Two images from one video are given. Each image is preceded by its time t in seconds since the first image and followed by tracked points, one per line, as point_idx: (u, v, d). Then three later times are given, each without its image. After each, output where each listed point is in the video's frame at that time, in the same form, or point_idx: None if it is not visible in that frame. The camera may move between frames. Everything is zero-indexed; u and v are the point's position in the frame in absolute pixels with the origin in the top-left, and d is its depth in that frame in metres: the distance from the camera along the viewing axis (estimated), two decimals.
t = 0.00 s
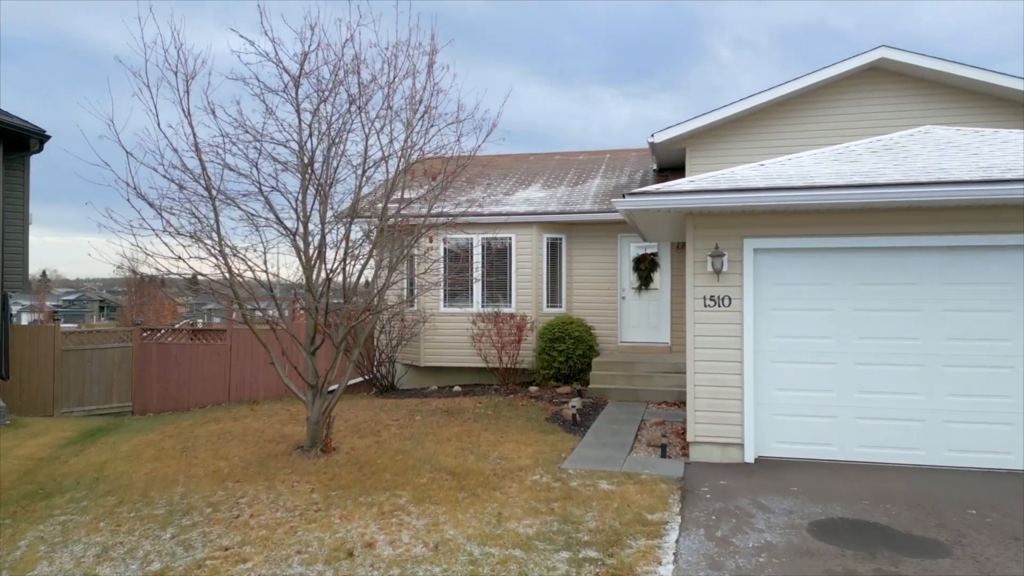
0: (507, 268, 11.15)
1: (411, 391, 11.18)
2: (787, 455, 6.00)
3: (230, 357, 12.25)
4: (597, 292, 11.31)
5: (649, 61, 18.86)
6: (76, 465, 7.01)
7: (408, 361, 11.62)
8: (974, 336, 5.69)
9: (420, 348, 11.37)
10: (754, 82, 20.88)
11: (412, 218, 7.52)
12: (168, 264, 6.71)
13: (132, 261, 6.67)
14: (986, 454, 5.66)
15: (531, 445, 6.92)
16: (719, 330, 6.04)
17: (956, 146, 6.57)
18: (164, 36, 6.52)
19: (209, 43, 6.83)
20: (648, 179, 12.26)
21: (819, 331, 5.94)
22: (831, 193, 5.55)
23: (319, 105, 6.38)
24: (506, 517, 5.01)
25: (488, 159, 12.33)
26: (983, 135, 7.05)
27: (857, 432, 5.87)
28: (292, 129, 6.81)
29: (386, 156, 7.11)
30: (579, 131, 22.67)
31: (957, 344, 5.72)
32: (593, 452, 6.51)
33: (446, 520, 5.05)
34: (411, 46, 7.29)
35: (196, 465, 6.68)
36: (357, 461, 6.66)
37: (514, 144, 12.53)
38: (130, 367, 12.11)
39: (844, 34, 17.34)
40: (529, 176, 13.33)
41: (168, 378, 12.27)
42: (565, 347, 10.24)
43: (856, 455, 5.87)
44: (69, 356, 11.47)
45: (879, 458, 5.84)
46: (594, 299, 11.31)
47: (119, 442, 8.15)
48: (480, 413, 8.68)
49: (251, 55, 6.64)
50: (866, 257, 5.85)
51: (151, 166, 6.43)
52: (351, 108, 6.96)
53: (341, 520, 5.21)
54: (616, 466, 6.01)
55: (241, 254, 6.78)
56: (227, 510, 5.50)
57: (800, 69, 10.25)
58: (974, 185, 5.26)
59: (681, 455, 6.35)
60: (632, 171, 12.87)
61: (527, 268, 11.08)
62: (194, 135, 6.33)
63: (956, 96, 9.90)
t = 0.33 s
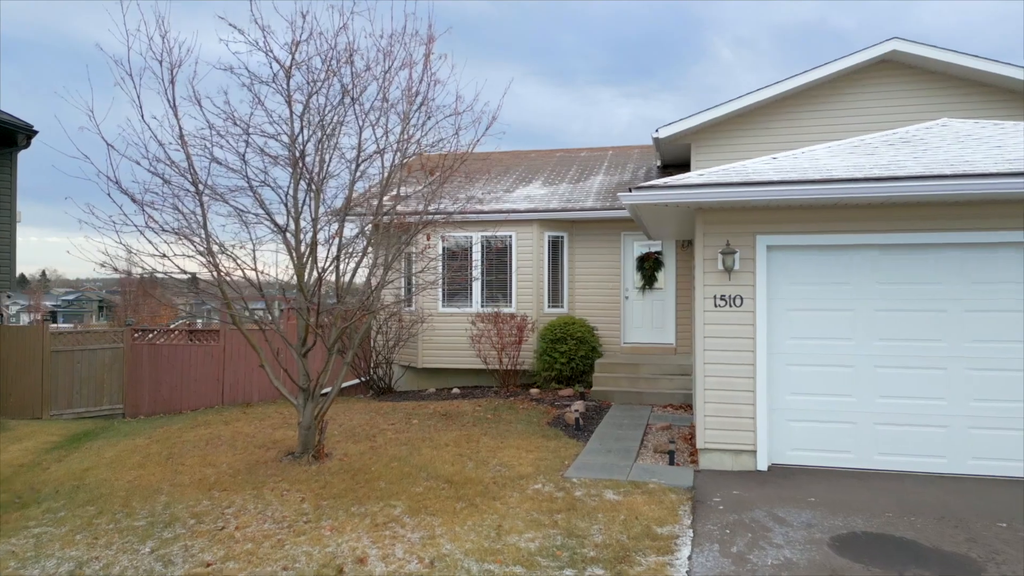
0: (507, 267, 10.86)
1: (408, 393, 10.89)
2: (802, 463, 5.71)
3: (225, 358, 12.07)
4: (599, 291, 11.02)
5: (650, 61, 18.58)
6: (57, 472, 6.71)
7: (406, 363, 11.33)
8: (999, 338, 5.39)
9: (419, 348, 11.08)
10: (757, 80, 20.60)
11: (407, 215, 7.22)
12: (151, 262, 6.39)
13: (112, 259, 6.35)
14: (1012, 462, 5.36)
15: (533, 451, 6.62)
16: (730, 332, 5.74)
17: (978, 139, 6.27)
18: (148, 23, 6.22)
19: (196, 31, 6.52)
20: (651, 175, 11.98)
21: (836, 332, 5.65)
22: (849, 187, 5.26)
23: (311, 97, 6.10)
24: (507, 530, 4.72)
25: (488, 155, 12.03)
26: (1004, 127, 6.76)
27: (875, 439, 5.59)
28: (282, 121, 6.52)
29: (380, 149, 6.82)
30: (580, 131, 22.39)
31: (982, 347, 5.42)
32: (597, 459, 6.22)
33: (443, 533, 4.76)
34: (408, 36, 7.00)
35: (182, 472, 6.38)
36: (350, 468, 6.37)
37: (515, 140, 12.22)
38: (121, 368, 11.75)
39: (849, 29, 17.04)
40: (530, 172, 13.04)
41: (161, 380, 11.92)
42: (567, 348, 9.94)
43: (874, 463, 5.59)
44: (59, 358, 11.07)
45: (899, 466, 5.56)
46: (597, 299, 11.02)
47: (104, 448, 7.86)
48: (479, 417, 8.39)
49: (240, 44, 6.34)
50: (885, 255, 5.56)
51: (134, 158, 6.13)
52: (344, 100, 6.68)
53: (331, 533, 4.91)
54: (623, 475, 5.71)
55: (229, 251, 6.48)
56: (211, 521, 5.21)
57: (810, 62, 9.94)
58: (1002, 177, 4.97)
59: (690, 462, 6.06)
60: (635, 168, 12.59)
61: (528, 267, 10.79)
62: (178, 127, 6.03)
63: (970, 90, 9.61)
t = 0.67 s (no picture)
0: (508, 266, 10.55)
1: (406, 395, 10.60)
2: (817, 470, 5.42)
3: (218, 357, 11.68)
4: (602, 290, 10.74)
5: (650, 63, 18.33)
6: (37, 478, 6.42)
7: (403, 363, 11.05)
8: None
9: (417, 349, 10.79)
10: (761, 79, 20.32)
11: (403, 210, 6.92)
12: (133, 259, 6.08)
13: (92, 256, 6.04)
14: None
15: (534, 456, 6.33)
16: (743, 332, 5.45)
17: (1002, 129, 5.98)
18: (131, 8, 5.93)
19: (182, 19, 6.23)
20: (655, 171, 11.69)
21: (854, 332, 5.36)
22: (870, 178, 4.96)
23: (301, 85, 5.81)
24: (507, 543, 4.42)
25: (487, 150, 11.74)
26: None
27: (896, 444, 5.30)
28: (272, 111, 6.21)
29: (374, 141, 6.52)
30: (581, 130, 22.08)
31: (1008, 347, 5.13)
32: (602, 465, 5.92)
33: (439, 547, 4.45)
34: (404, 24, 6.71)
35: (167, 479, 6.08)
36: (343, 475, 6.07)
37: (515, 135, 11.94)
38: (112, 369, 11.45)
39: (853, 28, 16.79)
40: (531, 169, 12.74)
41: (152, 382, 11.57)
42: (569, 349, 9.65)
43: (894, 470, 5.30)
44: (47, 358, 10.80)
45: (921, 474, 5.26)
46: (599, 298, 10.73)
47: (88, 452, 7.57)
48: (478, 420, 8.10)
49: (227, 29, 6.04)
50: (905, 251, 5.27)
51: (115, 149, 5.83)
52: (338, 90, 6.39)
53: (320, 545, 4.61)
54: (629, 482, 5.42)
55: (215, 248, 6.16)
56: (194, 532, 4.91)
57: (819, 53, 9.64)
58: None
59: (699, 468, 5.77)
60: (638, 164, 12.30)
61: (528, 265, 10.48)
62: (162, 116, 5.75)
63: (984, 83, 9.32)
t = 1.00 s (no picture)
0: (509, 265, 10.25)
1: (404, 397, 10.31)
2: (835, 478, 5.13)
3: (212, 357, 11.25)
4: (604, 290, 10.45)
5: (650, 64, 18.08)
6: (14, 487, 6.12)
7: (400, 364, 10.77)
8: None
9: (414, 349, 10.51)
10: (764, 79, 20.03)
11: (399, 206, 6.63)
12: (114, 256, 5.77)
13: (71, 253, 5.72)
14: None
15: (537, 463, 6.03)
16: (757, 333, 5.16)
17: None
18: None
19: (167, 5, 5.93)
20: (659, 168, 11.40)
21: (874, 333, 5.07)
22: (892, 169, 4.67)
23: (291, 72, 5.50)
24: (509, 559, 4.12)
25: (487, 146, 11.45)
26: None
27: (919, 451, 5.00)
28: (261, 101, 5.90)
29: (368, 132, 6.22)
30: (581, 130, 21.76)
31: None
32: (607, 473, 5.63)
33: (435, 563, 4.15)
34: (400, 12, 6.42)
35: (150, 487, 5.78)
36: (335, 483, 5.77)
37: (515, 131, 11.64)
38: (102, 371, 10.98)
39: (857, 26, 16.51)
40: (531, 165, 12.45)
41: (143, 384, 11.13)
42: (570, 349, 9.36)
43: (918, 479, 5.01)
44: (36, 360, 10.51)
45: (946, 483, 4.97)
46: (602, 297, 10.44)
47: (71, 458, 7.27)
48: (477, 424, 7.80)
49: (214, 14, 5.74)
50: (929, 247, 4.98)
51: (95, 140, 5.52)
52: (330, 80, 6.09)
53: (309, 561, 4.32)
54: (636, 492, 5.13)
55: (201, 245, 5.84)
56: (174, 546, 4.62)
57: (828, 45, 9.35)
58: None
59: (709, 477, 5.48)
60: (642, 160, 12.01)
61: (529, 263, 10.18)
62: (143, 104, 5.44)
63: (998, 76, 9.03)
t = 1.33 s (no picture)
0: (510, 263, 9.94)
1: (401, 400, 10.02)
2: (856, 488, 4.84)
3: (203, 360, 10.86)
4: (608, 289, 10.15)
5: (653, 62, 17.79)
6: None
7: (398, 366, 10.48)
8: None
9: (412, 350, 10.22)
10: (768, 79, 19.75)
11: (394, 201, 6.32)
12: (93, 253, 5.45)
13: (49, 250, 5.43)
14: None
15: (539, 471, 5.73)
16: (773, 334, 4.87)
17: None
18: None
19: None
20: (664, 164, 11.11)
21: (898, 334, 4.77)
22: (920, 159, 4.37)
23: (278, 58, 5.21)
24: None
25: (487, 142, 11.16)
26: None
27: (946, 460, 4.71)
28: (249, 90, 5.59)
29: (362, 123, 5.92)
30: (582, 130, 21.47)
31: None
32: (614, 482, 5.34)
33: None
34: None
35: (132, 497, 5.48)
36: (327, 492, 5.47)
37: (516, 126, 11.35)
38: (92, 374, 10.65)
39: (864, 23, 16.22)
40: (532, 162, 12.15)
41: (133, 387, 10.78)
42: (573, 351, 9.06)
43: (945, 489, 4.71)
44: (23, 361, 10.09)
45: (975, 494, 4.67)
46: (605, 296, 10.15)
47: (53, 464, 6.97)
48: (476, 428, 7.50)
49: None
50: (957, 243, 4.68)
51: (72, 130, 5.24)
52: (322, 68, 5.80)
53: None
54: (645, 503, 4.83)
55: (185, 241, 5.52)
56: (153, 562, 4.32)
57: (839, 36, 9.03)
58: None
59: (722, 486, 5.18)
60: (646, 157, 11.71)
61: (530, 262, 9.87)
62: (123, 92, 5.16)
63: (1014, 68, 8.75)
